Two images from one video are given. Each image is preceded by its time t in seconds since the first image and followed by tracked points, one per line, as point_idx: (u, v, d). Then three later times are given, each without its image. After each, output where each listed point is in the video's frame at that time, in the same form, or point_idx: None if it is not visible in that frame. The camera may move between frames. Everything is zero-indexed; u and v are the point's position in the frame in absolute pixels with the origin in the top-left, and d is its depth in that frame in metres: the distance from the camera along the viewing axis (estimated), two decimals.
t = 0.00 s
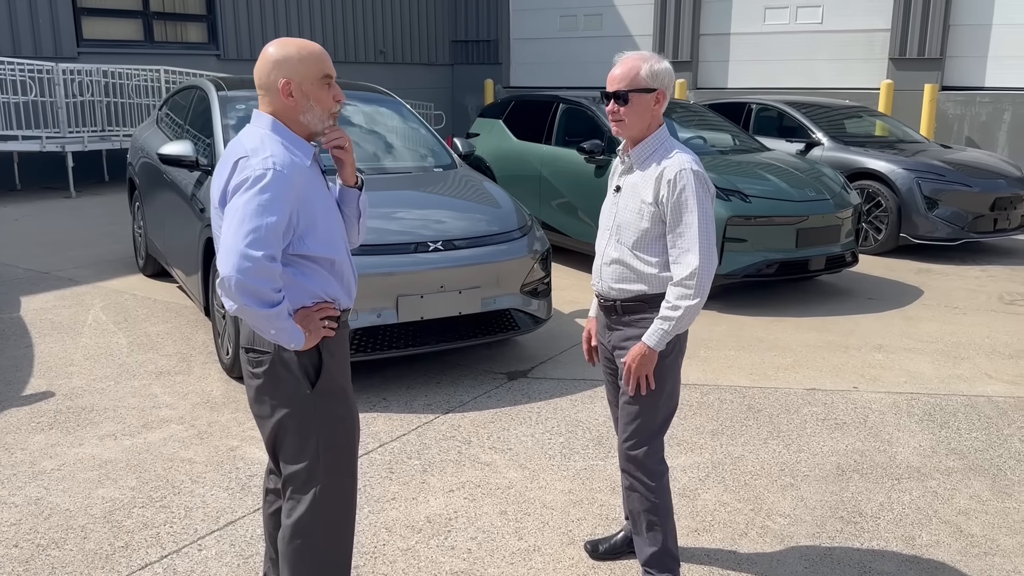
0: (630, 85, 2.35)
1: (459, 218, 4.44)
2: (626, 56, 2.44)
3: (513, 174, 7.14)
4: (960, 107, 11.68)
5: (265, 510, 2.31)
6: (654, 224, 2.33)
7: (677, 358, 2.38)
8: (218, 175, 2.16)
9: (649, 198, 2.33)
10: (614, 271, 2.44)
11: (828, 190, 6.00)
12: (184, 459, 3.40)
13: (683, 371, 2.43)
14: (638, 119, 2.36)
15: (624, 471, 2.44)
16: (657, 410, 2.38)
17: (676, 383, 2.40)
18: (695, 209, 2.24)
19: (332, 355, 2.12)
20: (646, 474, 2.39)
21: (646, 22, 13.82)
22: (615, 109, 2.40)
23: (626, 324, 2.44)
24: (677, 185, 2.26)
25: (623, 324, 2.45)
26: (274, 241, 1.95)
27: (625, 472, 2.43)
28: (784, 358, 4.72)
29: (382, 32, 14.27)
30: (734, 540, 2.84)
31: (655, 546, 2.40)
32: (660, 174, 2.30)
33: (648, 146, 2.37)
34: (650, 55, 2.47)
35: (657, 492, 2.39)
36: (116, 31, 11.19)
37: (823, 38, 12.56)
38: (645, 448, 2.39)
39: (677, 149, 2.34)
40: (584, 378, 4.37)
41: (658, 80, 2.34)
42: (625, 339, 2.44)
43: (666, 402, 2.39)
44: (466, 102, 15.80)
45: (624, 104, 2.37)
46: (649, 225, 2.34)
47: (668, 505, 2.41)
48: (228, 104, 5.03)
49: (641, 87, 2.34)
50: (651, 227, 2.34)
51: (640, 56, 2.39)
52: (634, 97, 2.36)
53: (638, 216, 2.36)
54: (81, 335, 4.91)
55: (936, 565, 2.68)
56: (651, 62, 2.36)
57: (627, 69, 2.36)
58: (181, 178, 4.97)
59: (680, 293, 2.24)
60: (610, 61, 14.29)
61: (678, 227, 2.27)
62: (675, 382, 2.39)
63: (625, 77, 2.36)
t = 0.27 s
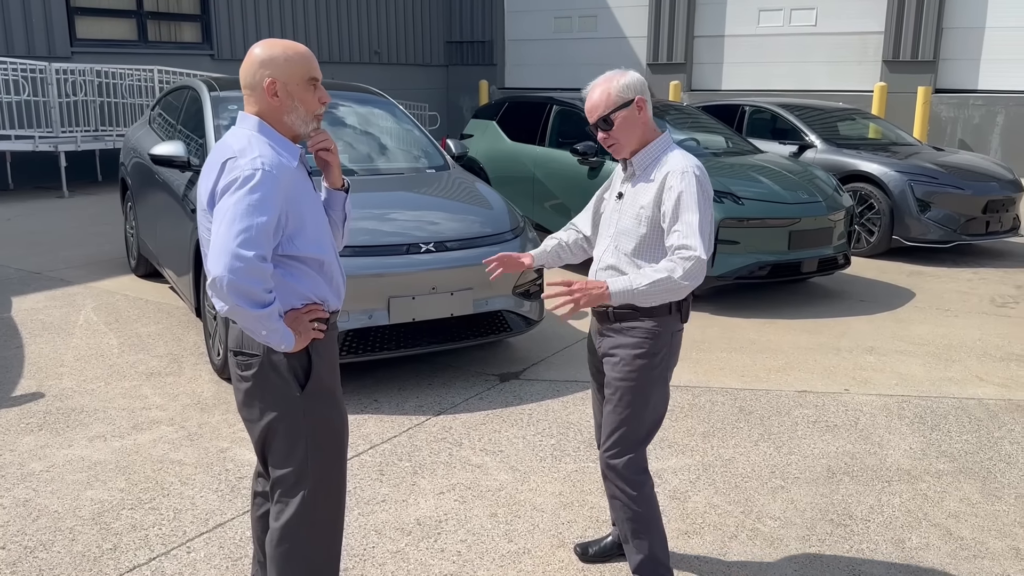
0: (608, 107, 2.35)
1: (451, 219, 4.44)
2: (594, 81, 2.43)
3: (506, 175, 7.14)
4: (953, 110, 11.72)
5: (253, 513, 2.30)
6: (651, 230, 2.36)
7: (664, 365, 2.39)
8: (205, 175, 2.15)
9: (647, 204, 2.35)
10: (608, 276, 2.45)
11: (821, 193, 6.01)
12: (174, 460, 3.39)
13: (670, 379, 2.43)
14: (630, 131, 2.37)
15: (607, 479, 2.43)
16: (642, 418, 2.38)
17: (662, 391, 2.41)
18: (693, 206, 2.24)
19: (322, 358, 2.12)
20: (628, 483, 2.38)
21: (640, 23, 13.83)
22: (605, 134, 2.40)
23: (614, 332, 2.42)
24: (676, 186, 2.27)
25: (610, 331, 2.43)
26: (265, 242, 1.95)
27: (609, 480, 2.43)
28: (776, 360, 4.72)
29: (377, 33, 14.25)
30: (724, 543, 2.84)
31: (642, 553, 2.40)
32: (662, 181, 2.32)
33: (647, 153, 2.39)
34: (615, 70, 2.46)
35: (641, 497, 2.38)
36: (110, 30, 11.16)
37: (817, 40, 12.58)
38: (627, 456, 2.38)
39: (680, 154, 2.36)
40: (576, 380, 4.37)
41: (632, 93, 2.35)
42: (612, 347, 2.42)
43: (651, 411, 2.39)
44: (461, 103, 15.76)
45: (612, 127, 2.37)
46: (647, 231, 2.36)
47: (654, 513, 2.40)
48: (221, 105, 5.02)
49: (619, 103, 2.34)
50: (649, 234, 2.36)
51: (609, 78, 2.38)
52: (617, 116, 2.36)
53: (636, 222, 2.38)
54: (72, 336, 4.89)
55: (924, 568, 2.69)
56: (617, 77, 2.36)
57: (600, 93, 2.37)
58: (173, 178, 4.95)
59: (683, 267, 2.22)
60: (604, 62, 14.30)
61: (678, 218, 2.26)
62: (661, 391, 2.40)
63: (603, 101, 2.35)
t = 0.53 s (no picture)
0: (629, 93, 2.35)
1: (447, 220, 4.43)
2: (622, 67, 2.44)
3: (502, 177, 7.14)
4: (948, 113, 11.74)
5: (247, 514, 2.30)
6: (648, 234, 2.36)
7: (664, 372, 2.37)
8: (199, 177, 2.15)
9: (646, 208, 2.35)
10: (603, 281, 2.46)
11: (816, 196, 6.02)
12: (168, 462, 3.38)
13: (672, 386, 2.41)
14: (639, 128, 2.37)
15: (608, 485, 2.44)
16: (642, 425, 2.37)
17: (663, 399, 2.38)
18: (690, 209, 2.24)
19: (315, 360, 2.12)
20: (628, 489, 2.38)
21: (637, 26, 13.86)
22: (614, 120, 2.41)
23: (611, 339, 2.41)
24: (674, 190, 2.28)
25: (608, 337, 2.43)
26: (258, 242, 1.94)
27: (609, 485, 2.43)
28: (771, 363, 4.73)
29: (374, 34, 14.23)
30: (718, 545, 2.84)
31: (639, 557, 2.40)
32: (661, 185, 2.32)
33: (650, 155, 2.39)
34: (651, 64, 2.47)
35: (638, 500, 2.38)
36: (106, 30, 11.15)
37: (813, 43, 12.61)
38: (630, 466, 2.38)
39: (684, 160, 2.36)
40: (571, 382, 4.37)
41: (657, 90, 2.34)
42: (609, 354, 2.41)
43: (652, 419, 2.37)
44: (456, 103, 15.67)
45: (624, 115, 2.38)
46: (644, 235, 2.36)
47: (652, 519, 2.39)
48: (216, 105, 5.02)
49: (641, 96, 2.35)
50: (646, 238, 2.36)
51: (639, 67, 2.39)
52: (633, 106, 2.36)
53: (634, 227, 2.38)
54: (65, 337, 4.88)
55: (918, 571, 2.69)
56: (651, 70, 2.36)
57: (626, 77, 2.36)
58: (168, 179, 4.95)
59: (678, 267, 2.21)
60: (600, 64, 14.32)
61: (674, 220, 2.26)
62: (661, 399, 2.38)
63: (623, 87, 2.36)
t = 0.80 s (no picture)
0: (634, 96, 2.37)
1: (445, 223, 4.43)
2: (631, 72, 2.46)
3: (500, 179, 7.15)
4: (944, 117, 11.78)
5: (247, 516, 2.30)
6: (651, 244, 2.36)
7: (666, 379, 2.37)
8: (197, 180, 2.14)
9: (649, 217, 2.35)
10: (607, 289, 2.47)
11: (814, 199, 6.04)
12: (167, 464, 3.38)
13: (675, 393, 2.41)
14: (642, 133, 2.38)
15: (609, 491, 2.45)
16: (643, 432, 2.37)
17: (665, 406, 2.38)
18: (693, 223, 2.24)
19: (314, 364, 2.12)
20: (629, 495, 2.38)
21: (633, 28, 13.88)
22: (619, 123, 2.42)
23: (612, 346, 2.41)
24: (676, 201, 2.27)
25: (609, 343, 2.43)
26: (255, 246, 1.94)
27: (610, 491, 2.44)
28: (768, 366, 4.74)
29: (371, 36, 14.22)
30: (718, 547, 2.85)
31: (639, 562, 2.40)
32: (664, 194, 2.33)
33: (654, 161, 2.40)
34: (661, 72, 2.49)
35: (638, 504, 2.38)
36: (102, 31, 11.12)
37: (809, 46, 12.64)
38: (631, 473, 2.39)
39: (687, 166, 2.36)
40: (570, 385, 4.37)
41: (663, 95, 2.36)
42: (610, 360, 2.41)
43: (654, 426, 2.37)
44: (454, 106, 15.70)
45: (628, 119, 2.40)
46: (648, 245, 2.37)
47: (652, 525, 2.40)
48: (215, 107, 5.01)
49: (646, 100, 2.36)
50: (649, 247, 2.37)
51: (647, 72, 2.41)
52: (638, 110, 2.37)
53: (637, 235, 2.39)
54: (63, 338, 4.87)
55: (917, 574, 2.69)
56: (657, 76, 2.38)
57: (633, 81, 2.38)
58: (166, 180, 4.94)
59: (681, 285, 2.22)
60: (597, 67, 14.34)
61: (676, 234, 2.26)
62: (664, 406, 2.38)
63: (629, 90, 2.38)
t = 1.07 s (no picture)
0: (642, 99, 2.37)
1: (445, 226, 4.44)
2: (640, 72, 2.46)
3: (498, 182, 7.15)
4: (940, 120, 11.82)
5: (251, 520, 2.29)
6: (655, 249, 2.36)
7: (670, 385, 2.37)
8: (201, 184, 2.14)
9: (654, 222, 2.36)
10: (610, 294, 2.48)
11: (811, 202, 6.05)
12: (167, 468, 3.37)
13: (679, 398, 2.41)
14: (647, 137, 2.39)
15: (614, 496, 2.45)
16: (649, 437, 2.37)
17: (670, 412, 2.39)
18: (697, 231, 2.24)
19: (318, 368, 2.11)
20: (635, 500, 2.39)
21: (630, 32, 13.91)
22: (626, 126, 2.43)
23: (616, 352, 2.41)
24: (682, 208, 2.28)
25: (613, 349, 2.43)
26: (257, 252, 1.94)
27: (615, 496, 2.44)
28: (768, 369, 4.75)
29: (368, 38, 14.22)
30: (720, 551, 2.85)
31: (645, 566, 2.41)
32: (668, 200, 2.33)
33: (659, 166, 2.40)
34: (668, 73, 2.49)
35: (644, 510, 2.39)
36: (99, 33, 11.11)
37: (806, 50, 12.67)
38: (636, 479, 2.39)
39: (692, 173, 2.36)
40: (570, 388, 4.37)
41: (671, 98, 2.37)
42: (614, 366, 2.41)
43: (659, 431, 2.38)
44: (450, 109, 15.70)
45: (634, 121, 2.40)
46: (652, 251, 2.37)
47: (657, 529, 2.40)
48: (213, 110, 5.00)
49: (653, 104, 2.37)
50: (653, 253, 2.37)
51: (654, 73, 2.41)
52: (645, 113, 2.38)
53: (641, 240, 2.39)
54: (61, 341, 4.85)
55: None
56: (665, 78, 2.39)
57: (641, 83, 2.39)
58: (165, 183, 4.93)
59: (683, 297, 2.22)
60: (594, 70, 14.35)
61: (680, 242, 2.26)
62: (668, 411, 2.38)
63: (637, 92, 2.38)
